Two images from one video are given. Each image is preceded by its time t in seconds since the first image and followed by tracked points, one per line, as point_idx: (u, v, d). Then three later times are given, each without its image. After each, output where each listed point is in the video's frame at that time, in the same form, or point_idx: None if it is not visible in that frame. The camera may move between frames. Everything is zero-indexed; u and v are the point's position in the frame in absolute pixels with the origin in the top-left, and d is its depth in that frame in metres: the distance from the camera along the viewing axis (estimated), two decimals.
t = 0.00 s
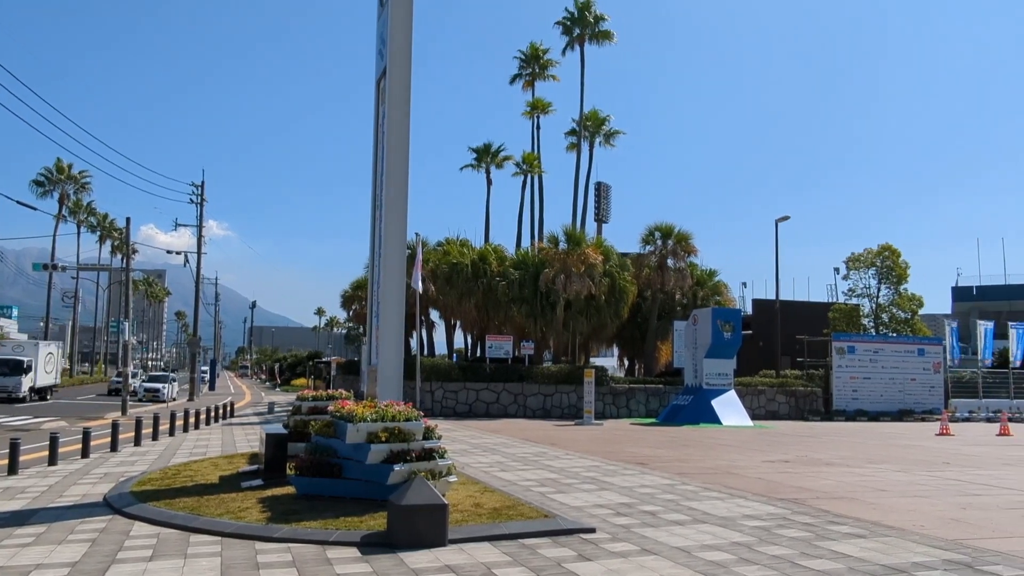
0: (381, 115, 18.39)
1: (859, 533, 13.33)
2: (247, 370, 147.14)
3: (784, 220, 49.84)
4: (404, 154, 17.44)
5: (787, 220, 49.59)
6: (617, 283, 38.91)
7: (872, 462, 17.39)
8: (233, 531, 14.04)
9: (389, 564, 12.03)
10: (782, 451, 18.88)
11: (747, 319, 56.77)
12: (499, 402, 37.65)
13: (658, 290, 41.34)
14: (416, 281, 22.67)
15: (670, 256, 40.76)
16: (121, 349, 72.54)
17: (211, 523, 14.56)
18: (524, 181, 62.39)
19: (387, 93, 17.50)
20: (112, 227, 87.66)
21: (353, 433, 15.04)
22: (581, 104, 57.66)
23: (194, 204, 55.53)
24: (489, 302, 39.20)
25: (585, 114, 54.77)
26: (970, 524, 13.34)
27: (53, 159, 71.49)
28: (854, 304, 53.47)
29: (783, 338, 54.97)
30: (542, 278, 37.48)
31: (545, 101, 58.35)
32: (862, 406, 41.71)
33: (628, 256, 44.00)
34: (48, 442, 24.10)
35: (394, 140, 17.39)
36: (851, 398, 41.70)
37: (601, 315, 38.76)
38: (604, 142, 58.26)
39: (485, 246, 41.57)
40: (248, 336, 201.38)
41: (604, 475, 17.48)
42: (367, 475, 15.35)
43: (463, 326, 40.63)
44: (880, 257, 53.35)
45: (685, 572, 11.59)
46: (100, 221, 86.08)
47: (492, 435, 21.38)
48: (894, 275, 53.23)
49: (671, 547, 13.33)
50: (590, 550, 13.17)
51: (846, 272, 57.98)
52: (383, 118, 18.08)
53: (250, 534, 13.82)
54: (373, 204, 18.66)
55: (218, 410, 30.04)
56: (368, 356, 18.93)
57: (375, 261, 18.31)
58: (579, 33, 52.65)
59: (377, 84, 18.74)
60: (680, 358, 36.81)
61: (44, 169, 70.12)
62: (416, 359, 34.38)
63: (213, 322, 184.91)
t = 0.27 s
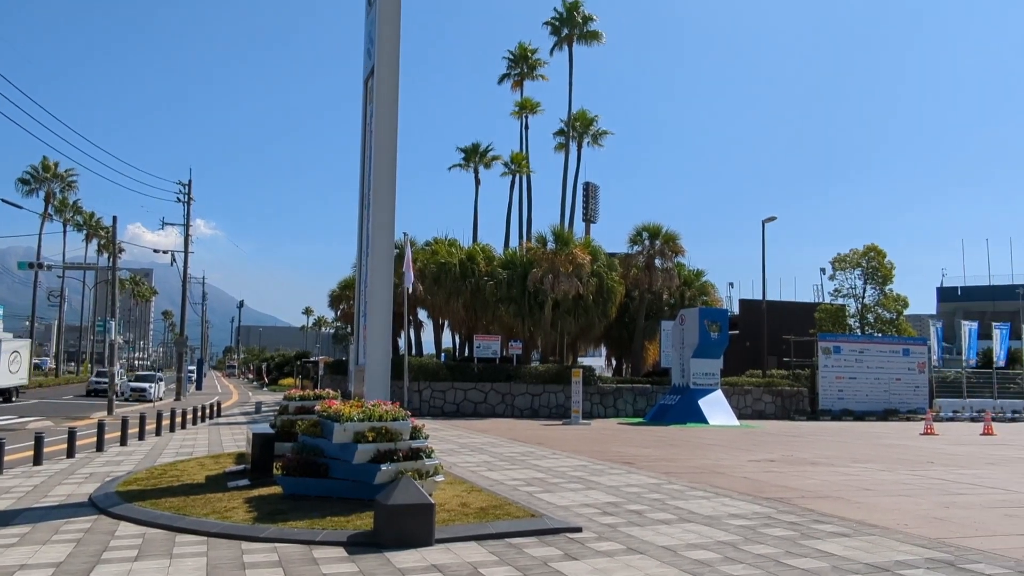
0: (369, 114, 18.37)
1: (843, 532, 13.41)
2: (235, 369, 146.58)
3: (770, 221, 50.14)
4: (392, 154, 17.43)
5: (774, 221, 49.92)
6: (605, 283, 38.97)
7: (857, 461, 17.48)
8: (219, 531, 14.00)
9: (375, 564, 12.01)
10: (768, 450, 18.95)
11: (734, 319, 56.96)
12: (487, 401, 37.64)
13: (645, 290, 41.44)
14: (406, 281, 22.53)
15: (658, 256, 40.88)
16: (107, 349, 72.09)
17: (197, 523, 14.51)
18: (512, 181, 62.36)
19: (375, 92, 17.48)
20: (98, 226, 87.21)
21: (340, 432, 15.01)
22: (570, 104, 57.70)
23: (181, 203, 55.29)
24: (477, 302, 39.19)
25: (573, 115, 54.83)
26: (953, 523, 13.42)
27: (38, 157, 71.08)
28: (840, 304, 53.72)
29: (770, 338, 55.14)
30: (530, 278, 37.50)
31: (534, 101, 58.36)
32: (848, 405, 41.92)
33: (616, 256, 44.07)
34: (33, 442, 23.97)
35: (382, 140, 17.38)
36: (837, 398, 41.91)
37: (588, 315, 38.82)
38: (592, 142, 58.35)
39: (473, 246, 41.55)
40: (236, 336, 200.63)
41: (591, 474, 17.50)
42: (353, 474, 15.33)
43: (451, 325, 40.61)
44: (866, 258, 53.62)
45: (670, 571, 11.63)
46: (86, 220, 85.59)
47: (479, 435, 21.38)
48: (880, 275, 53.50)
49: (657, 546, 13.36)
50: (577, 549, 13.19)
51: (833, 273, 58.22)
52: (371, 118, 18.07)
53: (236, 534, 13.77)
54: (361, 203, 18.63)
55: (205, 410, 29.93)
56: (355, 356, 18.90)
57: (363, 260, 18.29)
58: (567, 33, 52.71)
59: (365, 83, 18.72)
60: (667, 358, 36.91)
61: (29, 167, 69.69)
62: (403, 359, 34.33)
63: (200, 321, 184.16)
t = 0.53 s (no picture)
0: (358, 115, 18.34)
1: (828, 532, 13.48)
2: (223, 370, 146.10)
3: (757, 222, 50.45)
4: (380, 154, 17.41)
5: (761, 222, 50.23)
6: (593, 284, 39.04)
7: (842, 462, 17.57)
8: (205, 531, 13.95)
9: (362, 565, 11.99)
10: (754, 450, 19.03)
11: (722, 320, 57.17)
12: (475, 402, 37.65)
13: (633, 291, 41.53)
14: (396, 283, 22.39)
15: (646, 257, 41.00)
16: (93, 348, 71.67)
17: (183, 524, 14.45)
18: (500, 182, 62.37)
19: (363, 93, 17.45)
20: (84, 225, 86.79)
21: (327, 432, 14.98)
22: (559, 105, 57.78)
23: (169, 202, 55.09)
24: (465, 302, 39.17)
25: (562, 116, 54.90)
26: (936, 523, 13.51)
27: (25, 156, 70.67)
28: (826, 306, 54.01)
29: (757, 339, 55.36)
30: (519, 279, 37.52)
31: (523, 102, 58.38)
32: (833, 406, 42.13)
33: (604, 257, 44.17)
34: (18, 442, 23.82)
35: (370, 140, 17.35)
36: (822, 399, 42.11)
37: (576, 316, 38.88)
38: (581, 143, 58.45)
39: (462, 246, 41.54)
40: (224, 336, 199.93)
41: (578, 475, 17.53)
42: (340, 475, 15.30)
43: (440, 326, 40.60)
44: (852, 259, 53.92)
45: (656, 571, 11.66)
46: (72, 219, 85.14)
47: (467, 435, 21.38)
48: (866, 277, 53.80)
49: (643, 546, 13.40)
50: (563, 549, 13.21)
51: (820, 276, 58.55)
52: (359, 118, 18.04)
53: (223, 534, 13.73)
54: (349, 204, 18.61)
55: (192, 411, 29.82)
56: (343, 357, 18.87)
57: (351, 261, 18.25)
58: (556, 34, 52.77)
59: (354, 82, 18.68)
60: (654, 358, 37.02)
61: (15, 165, 69.26)
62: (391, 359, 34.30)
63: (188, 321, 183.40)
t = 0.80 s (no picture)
0: (347, 114, 18.32)
1: (814, 531, 13.54)
2: (211, 370, 145.59)
3: (745, 223, 50.69)
4: (369, 154, 17.40)
5: (750, 223, 50.46)
6: (582, 284, 39.09)
7: (829, 462, 17.66)
8: (192, 531, 13.91)
9: (350, 565, 11.98)
10: (741, 451, 19.11)
11: (710, 320, 57.38)
12: (464, 402, 37.65)
13: (622, 292, 41.59)
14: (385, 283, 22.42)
15: (635, 258, 41.09)
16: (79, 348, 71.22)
17: (170, 524, 14.40)
18: (490, 182, 62.35)
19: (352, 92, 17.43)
20: (72, 223, 86.33)
21: (315, 433, 14.96)
22: (548, 105, 57.82)
23: (157, 201, 54.86)
24: (455, 302, 39.13)
25: (551, 116, 54.94)
26: (921, 523, 13.60)
27: (12, 154, 70.25)
28: (814, 307, 54.26)
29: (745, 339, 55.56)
30: (508, 279, 37.53)
31: (513, 103, 58.41)
32: (821, 406, 42.32)
33: (594, 257, 44.22)
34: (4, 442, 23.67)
35: (359, 140, 17.34)
36: (810, 399, 42.29)
37: (565, 316, 38.93)
38: (571, 144, 58.52)
39: (451, 246, 41.52)
40: (213, 336, 199.18)
41: (567, 475, 17.56)
42: (329, 475, 15.27)
43: (429, 326, 40.57)
44: (839, 261, 54.18)
45: (644, 570, 11.70)
46: (60, 218, 84.70)
47: (456, 435, 21.40)
48: (853, 278, 54.04)
49: (631, 545, 13.43)
50: (551, 549, 13.23)
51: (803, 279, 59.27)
52: (348, 117, 18.03)
53: (210, 534, 13.70)
54: (338, 204, 18.59)
55: (180, 411, 29.73)
56: (331, 357, 18.84)
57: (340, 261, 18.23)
58: (546, 35, 52.82)
59: (343, 82, 18.67)
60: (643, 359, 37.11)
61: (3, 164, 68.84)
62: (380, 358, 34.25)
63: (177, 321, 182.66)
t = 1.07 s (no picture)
0: (337, 114, 18.31)
1: (803, 531, 13.61)
2: (201, 370, 145.06)
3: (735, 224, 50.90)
4: (359, 153, 17.37)
5: (738, 224, 50.61)
6: (572, 285, 39.16)
7: (817, 462, 17.76)
8: (181, 532, 13.88)
9: (339, 565, 11.98)
10: (731, 450, 19.18)
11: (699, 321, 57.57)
12: (454, 402, 37.65)
13: (612, 292, 41.67)
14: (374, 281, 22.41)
15: (625, 258, 41.20)
16: (67, 349, 70.83)
17: (160, 524, 14.37)
18: (480, 182, 62.34)
19: (343, 92, 17.41)
20: (61, 223, 85.92)
21: (305, 433, 14.95)
22: (539, 106, 57.87)
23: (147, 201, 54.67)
24: (445, 302, 39.11)
25: (542, 116, 54.99)
26: (909, 522, 13.69)
27: None
28: (803, 307, 54.54)
29: (734, 339, 55.76)
30: (498, 279, 37.55)
31: (504, 103, 58.44)
32: (809, 406, 42.51)
33: (584, 257, 44.30)
34: None
35: (349, 139, 17.31)
36: (799, 399, 42.47)
37: (555, 316, 38.99)
38: (562, 144, 58.58)
39: (442, 246, 41.52)
40: (202, 335, 198.43)
41: (556, 475, 17.60)
42: (319, 475, 15.26)
43: (419, 326, 40.55)
44: (828, 261, 54.44)
45: (632, 570, 11.75)
46: (48, 217, 84.29)
47: (446, 435, 21.40)
48: (841, 279, 54.30)
49: (621, 545, 13.47)
50: (541, 549, 13.26)
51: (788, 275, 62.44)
52: (339, 117, 18.00)
53: (199, 535, 13.67)
54: (328, 203, 18.58)
55: (169, 411, 29.62)
56: (322, 357, 18.81)
57: (330, 260, 18.21)
58: (537, 35, 52.87)
59: (333, 82, 18.66)
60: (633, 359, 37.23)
61: None
62: (370, 358, 34.23)
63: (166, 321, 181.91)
